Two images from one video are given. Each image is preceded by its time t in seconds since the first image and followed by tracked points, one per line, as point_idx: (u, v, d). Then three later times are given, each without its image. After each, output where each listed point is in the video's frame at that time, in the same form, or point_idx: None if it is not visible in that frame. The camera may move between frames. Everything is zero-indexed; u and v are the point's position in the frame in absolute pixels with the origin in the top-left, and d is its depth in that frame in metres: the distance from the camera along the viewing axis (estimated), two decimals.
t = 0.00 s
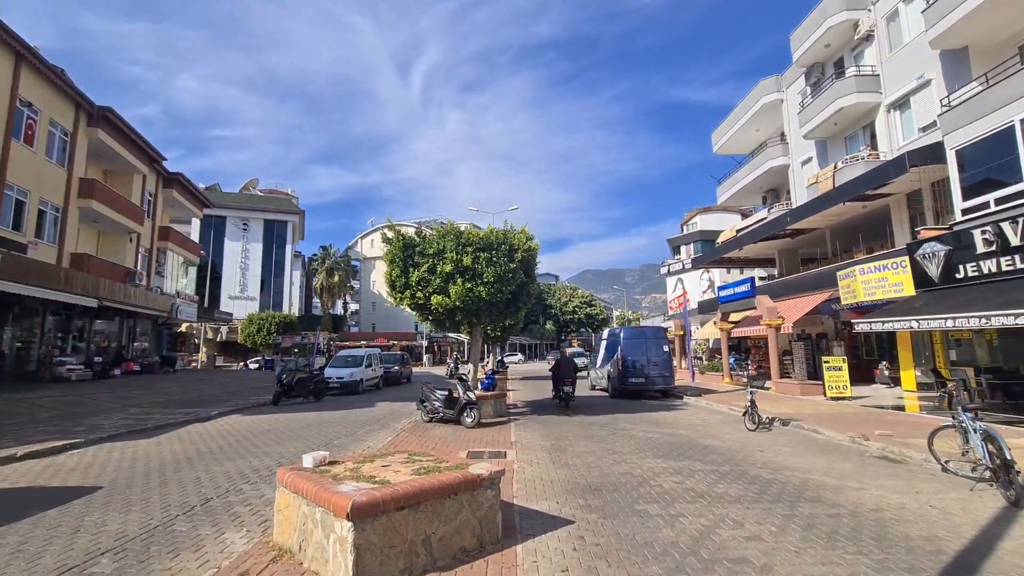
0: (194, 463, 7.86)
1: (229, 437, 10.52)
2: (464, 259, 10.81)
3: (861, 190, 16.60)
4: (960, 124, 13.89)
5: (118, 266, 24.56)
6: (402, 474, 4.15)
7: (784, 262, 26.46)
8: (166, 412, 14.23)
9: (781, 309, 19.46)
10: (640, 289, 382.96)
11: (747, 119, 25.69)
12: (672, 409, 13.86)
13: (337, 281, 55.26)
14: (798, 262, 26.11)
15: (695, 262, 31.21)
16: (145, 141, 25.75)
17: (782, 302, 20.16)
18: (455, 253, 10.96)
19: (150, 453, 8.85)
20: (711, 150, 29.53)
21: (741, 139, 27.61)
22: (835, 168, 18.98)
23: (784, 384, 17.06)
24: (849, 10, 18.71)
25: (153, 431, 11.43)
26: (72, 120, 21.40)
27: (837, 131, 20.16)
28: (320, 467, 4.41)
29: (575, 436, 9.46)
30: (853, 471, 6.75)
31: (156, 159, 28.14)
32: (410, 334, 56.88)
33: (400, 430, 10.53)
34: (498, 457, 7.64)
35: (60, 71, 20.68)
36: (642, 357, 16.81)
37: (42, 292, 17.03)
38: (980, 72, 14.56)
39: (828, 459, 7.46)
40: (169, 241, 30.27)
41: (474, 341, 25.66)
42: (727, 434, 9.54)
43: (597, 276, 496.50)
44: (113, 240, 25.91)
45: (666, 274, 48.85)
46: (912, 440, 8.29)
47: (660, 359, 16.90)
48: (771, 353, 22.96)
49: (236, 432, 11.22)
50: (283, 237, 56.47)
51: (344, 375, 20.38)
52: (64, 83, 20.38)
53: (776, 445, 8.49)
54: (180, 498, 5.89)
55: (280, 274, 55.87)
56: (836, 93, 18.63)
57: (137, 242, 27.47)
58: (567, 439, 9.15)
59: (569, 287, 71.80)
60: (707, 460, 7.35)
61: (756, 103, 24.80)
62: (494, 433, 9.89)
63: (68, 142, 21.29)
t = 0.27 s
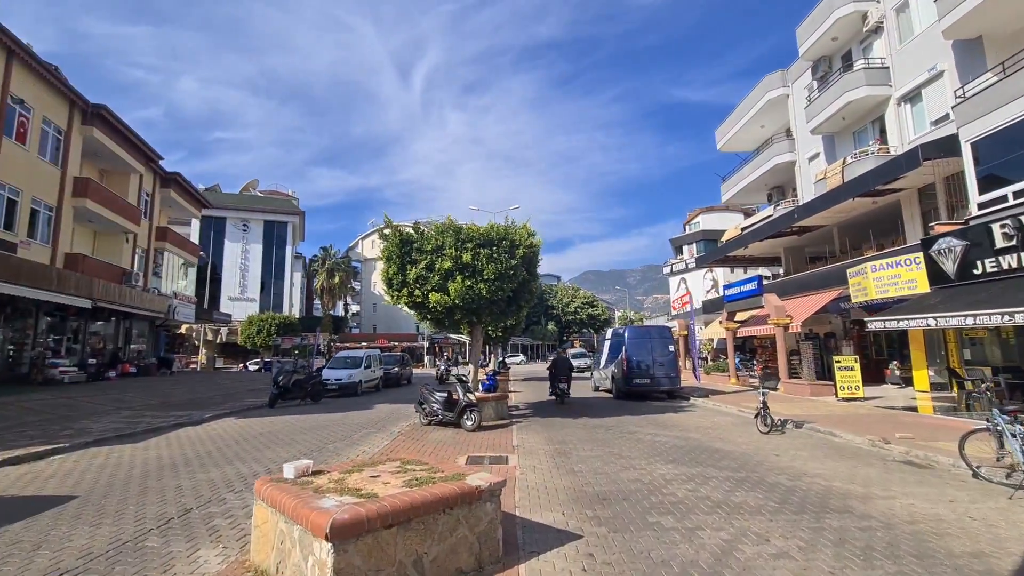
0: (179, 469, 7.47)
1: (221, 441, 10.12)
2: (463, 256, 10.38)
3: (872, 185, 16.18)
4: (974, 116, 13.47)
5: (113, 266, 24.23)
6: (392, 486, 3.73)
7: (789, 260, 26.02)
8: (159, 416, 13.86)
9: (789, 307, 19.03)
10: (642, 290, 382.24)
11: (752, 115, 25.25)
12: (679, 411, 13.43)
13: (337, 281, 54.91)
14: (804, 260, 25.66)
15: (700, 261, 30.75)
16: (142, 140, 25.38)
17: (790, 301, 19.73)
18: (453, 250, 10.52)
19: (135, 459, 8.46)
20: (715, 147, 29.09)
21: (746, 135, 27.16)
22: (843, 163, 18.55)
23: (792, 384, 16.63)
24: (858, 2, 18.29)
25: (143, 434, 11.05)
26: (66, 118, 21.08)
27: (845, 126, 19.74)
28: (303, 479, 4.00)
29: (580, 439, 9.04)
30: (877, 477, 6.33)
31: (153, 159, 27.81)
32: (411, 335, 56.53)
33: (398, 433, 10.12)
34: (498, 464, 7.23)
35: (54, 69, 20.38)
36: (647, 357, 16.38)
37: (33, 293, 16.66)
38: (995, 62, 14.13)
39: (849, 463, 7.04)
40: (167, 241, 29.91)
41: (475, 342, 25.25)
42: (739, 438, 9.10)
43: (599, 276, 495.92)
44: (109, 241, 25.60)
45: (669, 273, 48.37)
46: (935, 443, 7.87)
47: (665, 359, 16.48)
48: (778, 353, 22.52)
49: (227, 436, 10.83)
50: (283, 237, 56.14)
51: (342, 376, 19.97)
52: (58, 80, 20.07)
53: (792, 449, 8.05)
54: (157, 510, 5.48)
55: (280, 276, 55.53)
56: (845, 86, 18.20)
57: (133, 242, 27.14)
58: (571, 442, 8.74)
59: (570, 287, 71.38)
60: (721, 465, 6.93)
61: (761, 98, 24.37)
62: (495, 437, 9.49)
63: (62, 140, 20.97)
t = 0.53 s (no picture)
0: (163, 479, 7.10)
1: (210, 448, 9.75)
2: (463, 255, 9.98)
3: (881, 183, 15.80)
4: (988, 111, 13.10)
5: (108, 267, 23.88)
6: (381, 508, 3.34)
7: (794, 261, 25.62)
8: (150, 420, 13.48)
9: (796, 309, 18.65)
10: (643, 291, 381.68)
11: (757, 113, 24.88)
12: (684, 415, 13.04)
13: (337, 283, 54.55)
14: (809, 261, 25.27)
15: (703, 262, 30.34)
16: (137, 140, 25.05)
17: (797, 302, 19.34)
18: (452, 249, 10.11)
19: (119, 467, 8.10)
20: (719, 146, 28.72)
21: (750, 134, 26.79)
22: (851, 161, 18.17)
23: (800, 387, 16.23)
24: None
25: (130, 440, 10.67)
26: (59, 117, 20.78)
27: (852, 123, 19.36)
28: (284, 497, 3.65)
29: (584, 446, 8.66)
30: (901, 489, 5.95)
31: (150, 158, 27.48)
32: (411, 337, 56.16)
33: (394, 439, 9.74)
34: (497, 474, 6.85)
35: (47, 66, 20.07)
36: (651, 359, 16.00)
37: (23, 294, 16.30)
38: (1008, 56, 13.76)
39: (870, 474, 6.64)
40: (163, 242, 29.55)
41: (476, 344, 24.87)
42: (750, 444, 8.71)
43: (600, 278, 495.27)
44: (104, 241, 25.28)
45: (671, 274, 47.96)
46: (959, 451, 7.48)
47: (670, 361, 16.09)
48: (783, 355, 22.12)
49: (218, 442, 10.45)
50: (282, 239, 55.82)
51: (340, 379, 19.59)
52: (50, 78, 19.76)
53: (807, 458, 7.67)
54: (132, 526, 5.11)
55: (279, 277, 55.19)
56: (853, 83, 17.85)
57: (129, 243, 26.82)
58: (575, 450, 8.37)
59: (571, 289, 70.98)
60: (734, 476, 6.55)
61: (766, 96, 24.02)
62: (494, 444, 9.10)
63: (55, 139, 20.66)
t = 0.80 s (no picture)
0: (141, 489, 6.67)
1: (198, 454, 9.33)
2: (461, 253, 9.60)
3: (889, 181, 15.45)
4: (1001, 106, 12.75)
5: (102, 269, 23.50)
6: (364, 531, 2.91)
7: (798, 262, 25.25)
8: (138, 425, 13.05)
9: (802, 310, 18.25)
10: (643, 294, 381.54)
11: (760, 112, 24.55)
12: (690, 420, 12.63)
13: (336, 286, 54.17)
14: (814, 262, 24.92)
15: (705, 263, 29.97)
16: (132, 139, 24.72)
17: (803, 303, 18.94)
18: (450, 246, 9.72)
19: (99, 475, 7.68)
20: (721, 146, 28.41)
21: (753, 134, 26.47)
22: (857, 160, 17.83)
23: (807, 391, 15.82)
24: None
25: (116, 446, 10.25)
26: (51, 115, 20.42)
27: (858, 121, 19.04)
28: (257, 513, 3.24)
29: (588, 452, 8.25)
30: (930, 499, 5.56)
31: (145, 158, 27.13)
32: (410, 340, 55.73)
33: (389, 445, 9.32)
34: (497, 484, 6.44)
35: (39, 64, 19.74)
36: (655, 362, 15.60)
37: (9, 295, 15.84)
38: (1020, 50, 13.43)
39: (894, 483, 6.24)
40: (158, 243, 29.16)
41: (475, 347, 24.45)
42: (762, 451, 8.31)
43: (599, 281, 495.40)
44: (98, 242, 24.90)
45: (672, 277, 47.62)
46: (984, 458, 7.09)
47: (674, 364, 15.68)
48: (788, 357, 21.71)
49: (206, 448, 10.03)
50: (281, 241, 55.45)
51: (336, 382, 19.19)
52: (42, 76, 19.43)
53: (824, 465, 7.27)
54: (96, 541, 4.67)
55: (278, 280, 54.78)
56: (859, 80, 17.54)
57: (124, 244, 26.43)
58: (579, 456, 7.96)
59: (571, 291, 70.66)
60: (748, 485, 6.16)
61: (769, 95, 23.71)
62: (494, 450, 8.67)
63: (47, 138, 20.31)
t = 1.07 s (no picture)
0: (117, 504, 6.27)
1: (183, 465, 8.90)
2: (458, 255, 9.22)
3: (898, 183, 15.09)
4: (1014, 105, 12.43)
5: (95, 273, 23.13)
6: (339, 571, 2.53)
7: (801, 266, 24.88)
8: (125, 433, 12.61)
9: (808, 315, 17.86)
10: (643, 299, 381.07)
11: (763, 114, 24.25)
12: (695, 428, 12.22)
13: (334, 290, 53.79)
14: (818, 265, 24.55)
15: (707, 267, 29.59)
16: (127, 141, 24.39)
17: (808, 308, 18.55)
18: (447, 248, 9.34)
19: (74, 488, 7.26)
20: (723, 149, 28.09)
21: (755, 136, 26.17)
22: (863, 161, 17.49)
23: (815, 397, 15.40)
24: None
25: (98, 456, 9.82)
26: (44, 116, 20.11)
27: (863, 122, 18.73)
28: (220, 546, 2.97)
29: (591, 464, 7.85)
30: (961, 519, 5.17)
31: (141, 161, 26.81)
32: (409, 345, 55.31)
33: (383, 456, 8.91)
34: (495, 500, 6.04)
35: (32, 65, 19.42)
36: (658, 368, 15.20)
37: None
38: None
39: (920, 500, 5.85)
40: (154, 247, 28.80)
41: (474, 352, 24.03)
42: (773, 463, 7.91)
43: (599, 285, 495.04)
44: (92, 245, 24.55)
45: (673, 281, 47.25)
46: (1010, 472, 6.70)
47: (677, 370, 15.28)
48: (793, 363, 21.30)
49: (192, 458, 9.62)
50: (279, 245, 55.11)
51: (331, 388, 18.77)
52: (35, 77, 19.11)
53: (841, 479, 6.87)
54: (56, 567, 4.27)
55: (276, 284, 54.39)
56: (865, 80, 17.24)
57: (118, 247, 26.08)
58: (582, 469, 7.56)
59: (571, 296, 70.26)
60: (764, 502, 5.76)
61: (772, 97, 23.41)
62: (493, 462, 8.27)
63: (40, 139, 19.99)
